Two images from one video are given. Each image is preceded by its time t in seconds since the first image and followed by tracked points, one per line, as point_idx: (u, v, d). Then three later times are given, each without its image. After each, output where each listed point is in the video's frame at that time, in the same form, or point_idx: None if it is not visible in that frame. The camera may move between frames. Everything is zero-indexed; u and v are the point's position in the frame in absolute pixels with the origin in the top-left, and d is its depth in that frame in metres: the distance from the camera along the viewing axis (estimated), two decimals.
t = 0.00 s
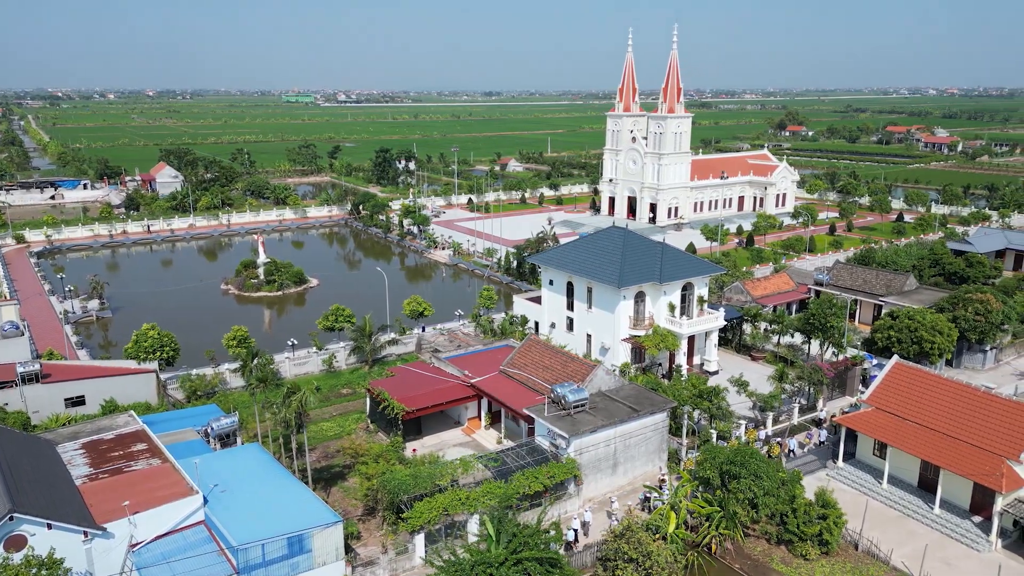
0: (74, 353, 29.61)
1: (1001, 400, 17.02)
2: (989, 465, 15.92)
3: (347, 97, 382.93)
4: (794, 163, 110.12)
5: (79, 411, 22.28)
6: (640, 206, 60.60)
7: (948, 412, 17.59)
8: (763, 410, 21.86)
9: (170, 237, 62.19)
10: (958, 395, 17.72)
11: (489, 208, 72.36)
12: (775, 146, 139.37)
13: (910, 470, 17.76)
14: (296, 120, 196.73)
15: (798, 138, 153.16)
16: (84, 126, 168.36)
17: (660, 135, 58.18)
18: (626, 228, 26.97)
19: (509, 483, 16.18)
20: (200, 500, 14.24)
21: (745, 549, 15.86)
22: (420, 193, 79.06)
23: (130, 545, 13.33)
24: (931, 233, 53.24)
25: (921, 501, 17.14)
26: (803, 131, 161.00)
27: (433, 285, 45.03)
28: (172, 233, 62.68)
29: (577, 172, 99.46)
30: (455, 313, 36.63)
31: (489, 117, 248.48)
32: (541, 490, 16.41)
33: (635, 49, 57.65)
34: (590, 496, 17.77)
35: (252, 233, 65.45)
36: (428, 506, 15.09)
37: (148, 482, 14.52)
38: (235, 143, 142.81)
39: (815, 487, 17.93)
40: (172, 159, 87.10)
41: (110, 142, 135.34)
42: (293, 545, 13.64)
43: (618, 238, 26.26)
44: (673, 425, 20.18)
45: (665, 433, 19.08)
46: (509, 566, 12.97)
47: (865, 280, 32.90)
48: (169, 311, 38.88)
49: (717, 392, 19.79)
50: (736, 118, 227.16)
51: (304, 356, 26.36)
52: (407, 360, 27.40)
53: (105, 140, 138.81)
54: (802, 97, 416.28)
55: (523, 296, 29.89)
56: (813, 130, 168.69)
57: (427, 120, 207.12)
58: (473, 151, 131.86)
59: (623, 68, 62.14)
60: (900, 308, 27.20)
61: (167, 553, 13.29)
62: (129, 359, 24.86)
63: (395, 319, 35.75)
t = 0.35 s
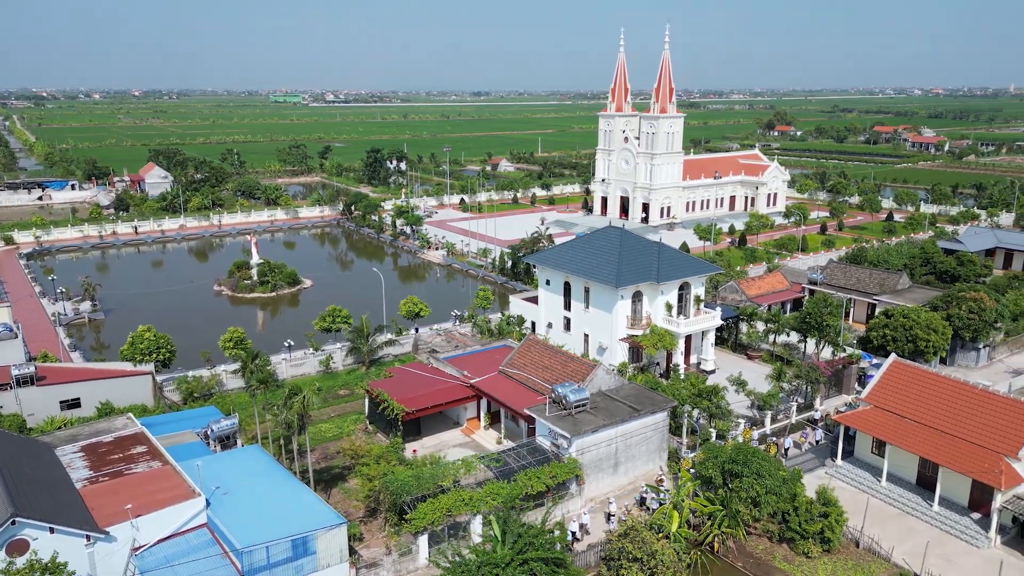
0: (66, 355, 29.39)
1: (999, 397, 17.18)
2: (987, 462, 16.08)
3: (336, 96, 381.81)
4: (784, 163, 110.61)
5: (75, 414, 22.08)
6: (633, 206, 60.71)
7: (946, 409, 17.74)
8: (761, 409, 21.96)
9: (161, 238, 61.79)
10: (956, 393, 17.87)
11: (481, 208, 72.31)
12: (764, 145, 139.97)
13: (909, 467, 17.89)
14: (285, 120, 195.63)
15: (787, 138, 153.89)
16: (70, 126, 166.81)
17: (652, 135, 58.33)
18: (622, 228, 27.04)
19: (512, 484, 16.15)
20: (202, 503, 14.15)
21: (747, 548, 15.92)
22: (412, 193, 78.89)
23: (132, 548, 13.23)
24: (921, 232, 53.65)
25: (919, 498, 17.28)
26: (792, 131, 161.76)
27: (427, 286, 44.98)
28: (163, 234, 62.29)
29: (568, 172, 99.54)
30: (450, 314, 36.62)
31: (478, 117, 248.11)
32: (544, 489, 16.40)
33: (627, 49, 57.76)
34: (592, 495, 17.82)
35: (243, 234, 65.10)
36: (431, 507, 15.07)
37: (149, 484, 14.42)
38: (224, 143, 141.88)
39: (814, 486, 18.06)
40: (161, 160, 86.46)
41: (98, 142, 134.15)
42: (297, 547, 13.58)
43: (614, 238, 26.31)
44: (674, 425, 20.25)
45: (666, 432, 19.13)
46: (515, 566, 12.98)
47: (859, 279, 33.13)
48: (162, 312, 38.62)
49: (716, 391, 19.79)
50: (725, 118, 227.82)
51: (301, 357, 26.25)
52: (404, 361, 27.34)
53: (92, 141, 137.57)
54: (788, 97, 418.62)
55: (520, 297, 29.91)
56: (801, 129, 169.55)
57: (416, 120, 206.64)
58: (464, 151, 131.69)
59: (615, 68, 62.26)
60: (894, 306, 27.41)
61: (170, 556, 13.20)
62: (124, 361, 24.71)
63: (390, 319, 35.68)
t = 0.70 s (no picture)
0: (63, 357, 29.20)
1: (1000, 395, 17.31)
2: (990, 460, 16.18)
3: (328, 96, 380.42)
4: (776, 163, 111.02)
5: (75, 417, 21.96)
6: (629, 206, 60.78)
7: (948, 408, 17.86)
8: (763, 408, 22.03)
9: (155, 239, 61.48)
10: (957, 391, 17.99)
11: (476, 208, 72.24)
12: (756, 145, 140.39)
13: (912, 465, 17.98)
14: (276, 120, 194.67)
15: (779, 138, 154.39)
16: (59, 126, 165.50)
17: (647, 135, 58.41)
18: (622, 228, 27.08)
19: (518, 484, 16.14)
20: (208, 505, 14.08)
21: (753, 546, 15.98)
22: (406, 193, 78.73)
23: (139, 551, 13.16)
24: (915, 231, 53.95)
25: (922, 496, 17.38)
26: (783, 130, 162.33)
27: (424, 286, 44.94)
28: (157, 235, 62.01)
29: (562, 172, 99.54)
30: (448, 314, 36.59)
31: (470, 117, 247.89)
32: (549, 489, 16.40)
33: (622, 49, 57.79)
34: (597, 495, 17.86)
35: (238, 235, 64.82)
36: (438, 508, 15.05)
37: (154, 487, 14.33)
38: (215, 143, 141.12)
39: (818, 484, 18.15)
40: (153, 160, 85.95)
41: (88, 143, 133.18)
42: (305, 549, 13.54)
43: (614, 238, 26.35)
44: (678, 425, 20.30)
45: (670, 431, 19.18)
46: (524, 566, 12.98)
47: (855, 278, 33.29)
48: (158, 313, 38.43)
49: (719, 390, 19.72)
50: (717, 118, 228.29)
51: (301, 358, 26.18)
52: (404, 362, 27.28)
53: (82, 141, 136.57)
54: (779, 96, 420.48)
55: (519, 297, 29.92)
56: (793, 129, 170.14)
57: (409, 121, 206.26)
58: (457, 151, 131.49)
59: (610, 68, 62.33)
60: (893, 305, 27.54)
61: (177, 559, 13.14)
62: (123, 363, 24.60)
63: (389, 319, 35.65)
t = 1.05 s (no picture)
0: (58, 359, 29.01)
1: (1001, 394, 17.42)
2: (991, 458, 16.27)
3: (319, 96, 379.77)
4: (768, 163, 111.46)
5: (72, 419, 21.83)
6: (623, 206, 60.87)
7: (949, 406, 17.97)
8: (762, 407, 22.11)
9: (148, 240, 61.15)
10: (958, 390, 18.10)
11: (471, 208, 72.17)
12: (748, 145, 140.90)
13: (912, 463, 18.08)
14: (266, 121, 193.75)
15: (770, 138, 154.94)
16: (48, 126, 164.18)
17: (642, 135, 58.52)
18: (621, 228, 27.16)
19: (522, 484, 16.14)
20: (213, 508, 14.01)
21: (756, 545, 16.03)
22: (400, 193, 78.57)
23: (144, 554, 13.07)
24: (908, 230, 54.28)
25: (923, 494, 17.49)
26: (774, 130, 163.00)
27: (420, 286, 44.89)
28: (150, 236, 61.69)
29: (555, 172, 99.60)
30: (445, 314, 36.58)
31: (461, 117, 247.55)
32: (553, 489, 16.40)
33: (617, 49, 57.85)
34: (600, 495, 17.88)
35: (231, 235, 64.55)
36: (443, 509, 15.03)
37: (158, 489, 14.24)
38: (205, 143, 140.28)
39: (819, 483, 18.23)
40: (144, 160, 85.40)
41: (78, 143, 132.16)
42: (311, 551, 13.50)
43: (613, 238, 26.43)
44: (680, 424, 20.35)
45: (671, 430, 19.24)
46: (531, 567, 13.00)
47: (851, 277, 33.44)
48: (153, 315, 38.21)
49: (720, 389, 19.74)
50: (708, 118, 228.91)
51: (300, 358, 26.11)
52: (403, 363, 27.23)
53: (72, 141, 135.52)
54: (769, 96, 422.02)
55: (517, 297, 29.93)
56: (784, 129, 170.80)
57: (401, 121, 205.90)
58: (449, 151, 131.30)
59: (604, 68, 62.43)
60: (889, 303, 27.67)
61: (182, 561, 13.07)
62: (121, 364, 24.47)
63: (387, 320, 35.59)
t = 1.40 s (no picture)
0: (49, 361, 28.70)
1: (998, 391, 17.59)
2: (989, 455, 16.42)
3: (306, 95, 378.37)
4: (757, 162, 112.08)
5: (67, 422, 21.60)
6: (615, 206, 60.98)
7: (947, 403, 18.11)
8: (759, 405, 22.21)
9: (136, 241, 60.65)
10: (955, 388, 18.27)
11: (462, 208, 72.10)
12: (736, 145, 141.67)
13: (910, 460, 18.23)
14: (253, 121, 192.69)
15: (757, 138, 155.77)
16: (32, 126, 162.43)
17: (633, 136, 58.66)
18: (616, 228, 27.23)
19: (524, 484, 16.13)
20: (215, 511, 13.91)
21: (757, 543, 16.11)
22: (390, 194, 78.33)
23: (147, 558, 12.96)
24: (896, 230, 54.71)
25: (921, 491, 17.63)
26: (762, 130, 163.89)
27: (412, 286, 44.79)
28: (139, 237, 61.18)
29: (545, 172, 99.70)
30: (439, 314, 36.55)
31: (449, 117, 247.51)
32: (555, 489, 16.40)
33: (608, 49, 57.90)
34: (600, 495, 17.92)
35: (221, 236, 64.17)
36: (446, 509, 14.99)
37: (159, 492, 14.12)
38: (192, 143, 139.28)
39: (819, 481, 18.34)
40: (132, 161, 84.67)
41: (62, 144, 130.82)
42: (315, 553, 13.44)
43: (609, 238, 26.50)
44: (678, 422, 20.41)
45: (671, 429, 19.28)
46: (536, 567, 13.00)
47: (844, 276, 33.69)
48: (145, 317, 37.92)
49: (718, 388, 19.91)
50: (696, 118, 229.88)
51: (296, 360, 25.99)
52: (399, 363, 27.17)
53: (56, 142, 134.16)
54: (755, 96, 424.59)
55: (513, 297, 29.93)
56: (771, 130, 171.81)
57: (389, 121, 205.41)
58: (438, 151, 131.11)
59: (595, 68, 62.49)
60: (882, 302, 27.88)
61: (185, 565, 12.99)
62: (116, 367, 24.26)
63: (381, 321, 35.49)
